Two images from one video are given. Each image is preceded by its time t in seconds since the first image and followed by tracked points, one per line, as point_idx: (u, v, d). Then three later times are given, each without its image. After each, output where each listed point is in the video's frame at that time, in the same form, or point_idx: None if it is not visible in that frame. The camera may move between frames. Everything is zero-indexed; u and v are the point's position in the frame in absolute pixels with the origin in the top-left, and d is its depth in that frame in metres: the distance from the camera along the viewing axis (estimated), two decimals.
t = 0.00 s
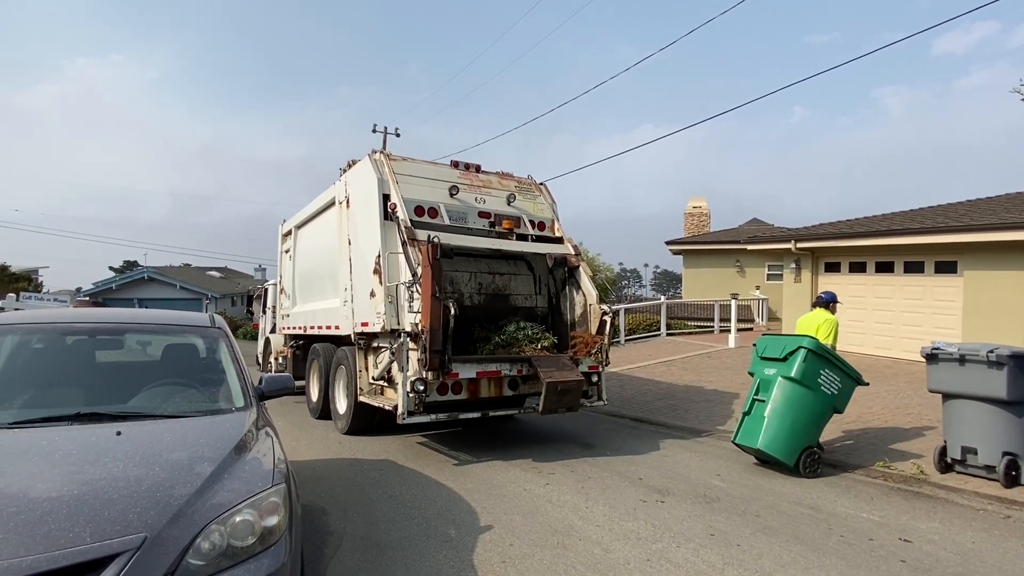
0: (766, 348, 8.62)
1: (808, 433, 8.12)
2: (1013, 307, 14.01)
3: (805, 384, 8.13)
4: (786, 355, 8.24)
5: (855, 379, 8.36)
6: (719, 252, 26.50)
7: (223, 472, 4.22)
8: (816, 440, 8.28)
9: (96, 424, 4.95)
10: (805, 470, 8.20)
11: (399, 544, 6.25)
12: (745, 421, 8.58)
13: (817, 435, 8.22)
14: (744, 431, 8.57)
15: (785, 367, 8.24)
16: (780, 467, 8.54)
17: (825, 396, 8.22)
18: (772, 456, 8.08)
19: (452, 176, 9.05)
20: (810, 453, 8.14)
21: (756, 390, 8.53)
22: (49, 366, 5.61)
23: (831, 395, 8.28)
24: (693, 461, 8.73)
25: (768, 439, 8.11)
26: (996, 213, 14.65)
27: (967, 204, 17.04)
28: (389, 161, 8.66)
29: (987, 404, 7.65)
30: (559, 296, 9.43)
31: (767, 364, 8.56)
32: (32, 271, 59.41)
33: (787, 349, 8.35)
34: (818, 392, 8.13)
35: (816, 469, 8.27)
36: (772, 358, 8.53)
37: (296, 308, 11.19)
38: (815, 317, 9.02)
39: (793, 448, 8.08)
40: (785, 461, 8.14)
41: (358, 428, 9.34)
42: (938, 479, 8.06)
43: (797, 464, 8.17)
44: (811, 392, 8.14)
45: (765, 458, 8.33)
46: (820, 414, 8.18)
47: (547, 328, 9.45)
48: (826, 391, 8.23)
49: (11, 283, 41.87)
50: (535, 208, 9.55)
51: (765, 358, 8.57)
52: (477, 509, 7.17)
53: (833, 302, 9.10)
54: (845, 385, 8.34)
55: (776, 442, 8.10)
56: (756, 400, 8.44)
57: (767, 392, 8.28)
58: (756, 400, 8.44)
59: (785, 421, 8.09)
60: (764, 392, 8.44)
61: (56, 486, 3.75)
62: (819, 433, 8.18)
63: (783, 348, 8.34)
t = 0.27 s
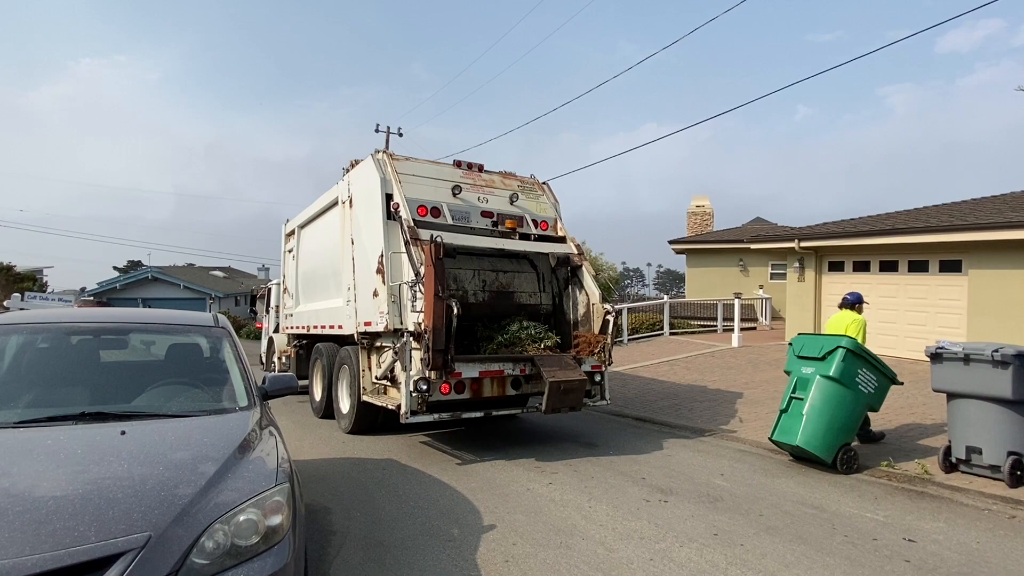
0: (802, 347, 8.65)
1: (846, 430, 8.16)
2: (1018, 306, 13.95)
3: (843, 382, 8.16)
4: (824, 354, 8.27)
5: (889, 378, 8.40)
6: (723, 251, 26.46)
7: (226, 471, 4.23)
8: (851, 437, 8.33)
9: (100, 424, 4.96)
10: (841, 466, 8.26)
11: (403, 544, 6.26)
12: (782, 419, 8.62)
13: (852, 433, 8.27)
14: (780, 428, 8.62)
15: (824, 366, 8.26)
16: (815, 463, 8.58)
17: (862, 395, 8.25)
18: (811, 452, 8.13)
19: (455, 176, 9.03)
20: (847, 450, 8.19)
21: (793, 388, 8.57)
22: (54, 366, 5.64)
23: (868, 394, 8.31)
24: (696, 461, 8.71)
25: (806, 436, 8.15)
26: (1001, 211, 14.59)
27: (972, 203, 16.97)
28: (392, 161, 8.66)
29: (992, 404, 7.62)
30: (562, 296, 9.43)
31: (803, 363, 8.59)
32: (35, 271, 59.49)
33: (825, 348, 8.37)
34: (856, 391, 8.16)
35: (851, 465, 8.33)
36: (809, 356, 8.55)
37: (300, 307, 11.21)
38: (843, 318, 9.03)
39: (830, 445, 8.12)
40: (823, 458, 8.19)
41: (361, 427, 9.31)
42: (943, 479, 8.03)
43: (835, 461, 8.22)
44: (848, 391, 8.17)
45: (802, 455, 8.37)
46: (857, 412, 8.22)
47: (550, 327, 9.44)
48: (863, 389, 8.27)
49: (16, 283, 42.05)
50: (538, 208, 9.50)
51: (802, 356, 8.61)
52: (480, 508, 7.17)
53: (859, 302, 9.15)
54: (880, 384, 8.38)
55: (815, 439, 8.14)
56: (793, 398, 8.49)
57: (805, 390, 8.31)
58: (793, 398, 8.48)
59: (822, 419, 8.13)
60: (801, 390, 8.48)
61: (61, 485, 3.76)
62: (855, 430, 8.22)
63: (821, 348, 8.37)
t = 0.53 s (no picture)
0: (839, 341, 8.64)
1: (880, 425, 8.20)
2: None
3: (880, 378, 8.15)
4: (863, 350, 8.25)
5: (925, 375, 8.38)
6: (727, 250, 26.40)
7: (231, 470, 4.25)
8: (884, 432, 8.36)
9: (107, 423, 4.99)
10: (873, 460, 8.36)
11: (407, 543, 6.26)
12: (815, 411, 8.66)
13: (886, 427, 8.30)
14: (812, 419, 8.67)
15: (862, 362, 8.25)
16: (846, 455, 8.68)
17: (897, 392, 8.25)
18: (845, 445, 8.18)
19: (458, 175, 9.01)
20: (879, 444, 8.26)
21: (827, 381, 8.59)
22: (60, 365, 5.67)
23: (903, 390, 8.31)
24: (700, 460, 8.69)
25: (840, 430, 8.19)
26: (1008, 210, 14.51)
27: (978, 202, 16.89)
28: (395, 160, 8.66)
29: (998, 403, 7.58)
30: (566, 295, 9.44)
31: (839, 357, 8.59)
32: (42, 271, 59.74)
33: (864, 344, 8.35)
34: (892, 388, 8.16)
35: (882, 459, 8.42)
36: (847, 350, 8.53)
37: (303, 307, 11.23)
38: (879, 313, 8.94)
39: (863, 439, 8.17)
40: (856, 451, 8.25)
41: (365, 427, 9.28)
42: (949, 478, 7.99)
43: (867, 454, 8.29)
44: (885, 387, 8.17)
45: (834, 448, 8.42)
46: (892, 408, 8.24)
47: (555, 325, 9.44)
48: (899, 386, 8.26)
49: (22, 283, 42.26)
50: (542, 207, 9.47)
51: (838, 351, 8.60)
52: (484, 508, 7.17)
53: (896, 298, 9.05)
54: (916, 381, 8.37)
55: (848, 434, 8.18)
56: (828, 391, 8.50)
57: (841, 384, 8.33)
58: (828, 391, 8.50)
59: (858, 413, 8.15)
60: (836, 384, 8.50)
61: (68, 484, 3.78)
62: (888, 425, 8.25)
63: (859, 343, 8.35)
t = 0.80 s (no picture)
0: (863, 341, 8.69)
1: (911, 422, 8.24)
2: None
3: (907, 376, 8.20)
4: (887, 349, 8.30)
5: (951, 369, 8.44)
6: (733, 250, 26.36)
7: (238, 471, 4.26)
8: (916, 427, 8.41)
9: (115, 424, 5.01)
10: (907, 455, 8.39)
11: (412, 543, 6.27)
12: (844, 411, 8.70)
13: (917, 423, 8.34)
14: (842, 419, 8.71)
15: (887, 361, 8.30)
16: (879, 452, 8.71)
17: (925, 387, 8.30)
18: (878, 444, 8.22)
19: (463, 175, 9.02)
20: (911, 440, 8.30)
21: (854, 381, 8.62)
22: (68, 366, 5.70)
23: (930, 385, 8.36)
24: (706, 461, 8.67)
25: (872, 429, 8.23)
26: (1015, 208, 14.43)
27: (985, 200, 16.81)
28: (400, 160, 8.67)
29: (1006, 403, 7.54)
30: (571, 295, 9.33)
31: (865, 357, 8.63)
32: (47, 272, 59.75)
33: (887, 343, 8.40)
34: (920, 384, 8.21)
35: (917, 454, 8.46)
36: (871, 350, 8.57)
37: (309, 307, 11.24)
38: (905, 314, 8.91)
39: (897, 437, 8.21)
40: (889, 449, 8.28)
41: (371, 426, 9.25)
42: (956, 478, 7.95)
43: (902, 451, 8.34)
44: (912, 384, 8.22)
45: (867, 447, 8.47)
46: (921, 403, 8.29)
47: (560, 326, 9.37)
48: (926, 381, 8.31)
49: (29, 283, 42.51)
50: (546, 207, 9.45)
51: (862, 351, 8.65)
52: (489, 508, 7.17)
53: (922, 299, 9.01)
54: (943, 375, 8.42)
55: (880, 433, 8.22)
56: (857, 391, 8.54)
57: (868, 383, 8.37)
58: (857, 391, 8.54)
59: (888, 412, 8.20)
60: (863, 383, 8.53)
61: (76, 485, 3.80)
62: (919, 421, 8.30)
63: (883, 342, 8.40)
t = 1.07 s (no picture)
0: (895, 340, 8.73)
1: (945, 418, 8.30)
2: None
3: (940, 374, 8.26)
4: (920, 347, 8.35)
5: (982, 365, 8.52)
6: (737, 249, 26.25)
7: (243, 472, 4.28)
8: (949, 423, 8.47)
9: (123, 423, 5.05)
10: (942, 450, 8.47)
11: (417, 542, 6.28)
12: (878, 408, 8.73)
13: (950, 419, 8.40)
14: (876, 416, 8.79)
15: (920, 358, 8.35)
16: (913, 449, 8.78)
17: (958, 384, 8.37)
18: (914, 440, 8.27)
19: (467, 175, 9.02)
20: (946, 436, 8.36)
21: (887, 379, 8.67)
22: (75, 366, 5.74)
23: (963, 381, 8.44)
24: (710, 461, 8.64)
25: (907, 426, 8.27)
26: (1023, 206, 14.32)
27: (994, 197, 16.68)
28: (405, 161, 8.69)
29: (1013, 403, 7.49)
30: (575, 295, 9.27)
31: (897, 355, 8.67)
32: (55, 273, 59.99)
33: (920, 341, 8.46)
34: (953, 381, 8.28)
35: (951, 447, 8.57)
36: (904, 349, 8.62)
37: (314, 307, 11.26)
38: (933, 309, 8.90)
39: (932, 433, 8.27)
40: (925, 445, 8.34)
41: (376, 426, 9.24)
42: (963, 478, 7.90)
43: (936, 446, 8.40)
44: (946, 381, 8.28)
45: (902, 443, 8.51)
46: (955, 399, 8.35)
47: (564, 326, 9.34)
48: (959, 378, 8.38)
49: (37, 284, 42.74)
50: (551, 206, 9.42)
51: (895, 349, 8.69)
52: (493, 508, 7.17)
53: (949, 294, 9.01)
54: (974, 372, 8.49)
55: (915, 430, 8.27)
56: (890, 388, 8.57)
57: (902, 381, 8.41)
58: (890, 388, 8.57)
59: (923, 409, 8.25)
60: (896, 381, 8.58)
61: (83, 485, 3.82)
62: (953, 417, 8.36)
63: (916, 340, 8.46)
